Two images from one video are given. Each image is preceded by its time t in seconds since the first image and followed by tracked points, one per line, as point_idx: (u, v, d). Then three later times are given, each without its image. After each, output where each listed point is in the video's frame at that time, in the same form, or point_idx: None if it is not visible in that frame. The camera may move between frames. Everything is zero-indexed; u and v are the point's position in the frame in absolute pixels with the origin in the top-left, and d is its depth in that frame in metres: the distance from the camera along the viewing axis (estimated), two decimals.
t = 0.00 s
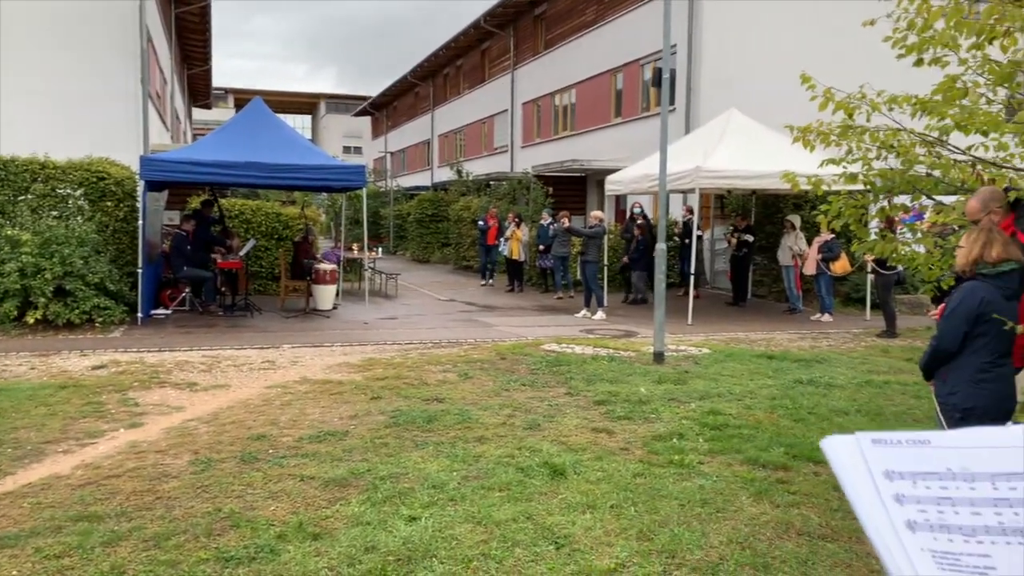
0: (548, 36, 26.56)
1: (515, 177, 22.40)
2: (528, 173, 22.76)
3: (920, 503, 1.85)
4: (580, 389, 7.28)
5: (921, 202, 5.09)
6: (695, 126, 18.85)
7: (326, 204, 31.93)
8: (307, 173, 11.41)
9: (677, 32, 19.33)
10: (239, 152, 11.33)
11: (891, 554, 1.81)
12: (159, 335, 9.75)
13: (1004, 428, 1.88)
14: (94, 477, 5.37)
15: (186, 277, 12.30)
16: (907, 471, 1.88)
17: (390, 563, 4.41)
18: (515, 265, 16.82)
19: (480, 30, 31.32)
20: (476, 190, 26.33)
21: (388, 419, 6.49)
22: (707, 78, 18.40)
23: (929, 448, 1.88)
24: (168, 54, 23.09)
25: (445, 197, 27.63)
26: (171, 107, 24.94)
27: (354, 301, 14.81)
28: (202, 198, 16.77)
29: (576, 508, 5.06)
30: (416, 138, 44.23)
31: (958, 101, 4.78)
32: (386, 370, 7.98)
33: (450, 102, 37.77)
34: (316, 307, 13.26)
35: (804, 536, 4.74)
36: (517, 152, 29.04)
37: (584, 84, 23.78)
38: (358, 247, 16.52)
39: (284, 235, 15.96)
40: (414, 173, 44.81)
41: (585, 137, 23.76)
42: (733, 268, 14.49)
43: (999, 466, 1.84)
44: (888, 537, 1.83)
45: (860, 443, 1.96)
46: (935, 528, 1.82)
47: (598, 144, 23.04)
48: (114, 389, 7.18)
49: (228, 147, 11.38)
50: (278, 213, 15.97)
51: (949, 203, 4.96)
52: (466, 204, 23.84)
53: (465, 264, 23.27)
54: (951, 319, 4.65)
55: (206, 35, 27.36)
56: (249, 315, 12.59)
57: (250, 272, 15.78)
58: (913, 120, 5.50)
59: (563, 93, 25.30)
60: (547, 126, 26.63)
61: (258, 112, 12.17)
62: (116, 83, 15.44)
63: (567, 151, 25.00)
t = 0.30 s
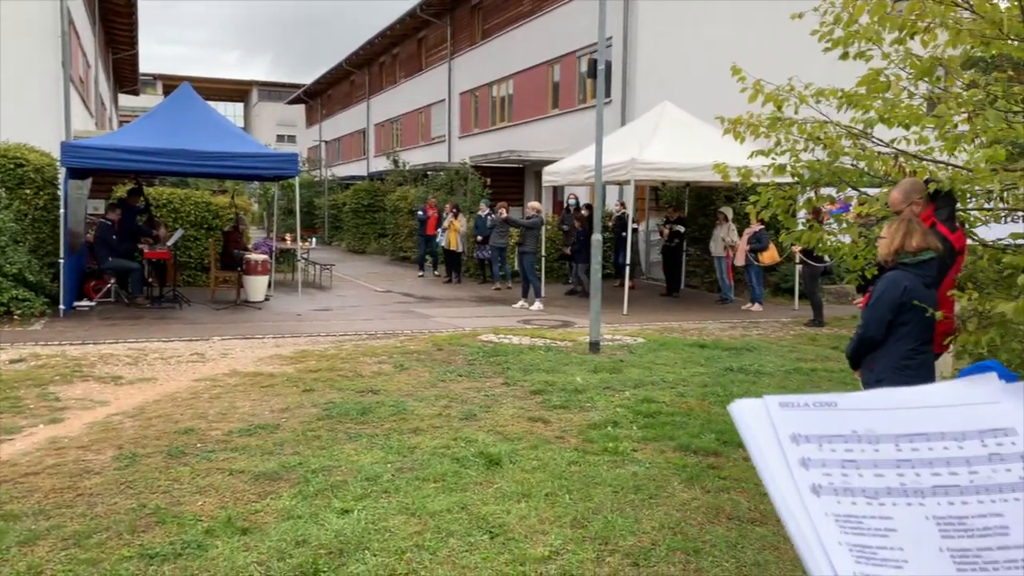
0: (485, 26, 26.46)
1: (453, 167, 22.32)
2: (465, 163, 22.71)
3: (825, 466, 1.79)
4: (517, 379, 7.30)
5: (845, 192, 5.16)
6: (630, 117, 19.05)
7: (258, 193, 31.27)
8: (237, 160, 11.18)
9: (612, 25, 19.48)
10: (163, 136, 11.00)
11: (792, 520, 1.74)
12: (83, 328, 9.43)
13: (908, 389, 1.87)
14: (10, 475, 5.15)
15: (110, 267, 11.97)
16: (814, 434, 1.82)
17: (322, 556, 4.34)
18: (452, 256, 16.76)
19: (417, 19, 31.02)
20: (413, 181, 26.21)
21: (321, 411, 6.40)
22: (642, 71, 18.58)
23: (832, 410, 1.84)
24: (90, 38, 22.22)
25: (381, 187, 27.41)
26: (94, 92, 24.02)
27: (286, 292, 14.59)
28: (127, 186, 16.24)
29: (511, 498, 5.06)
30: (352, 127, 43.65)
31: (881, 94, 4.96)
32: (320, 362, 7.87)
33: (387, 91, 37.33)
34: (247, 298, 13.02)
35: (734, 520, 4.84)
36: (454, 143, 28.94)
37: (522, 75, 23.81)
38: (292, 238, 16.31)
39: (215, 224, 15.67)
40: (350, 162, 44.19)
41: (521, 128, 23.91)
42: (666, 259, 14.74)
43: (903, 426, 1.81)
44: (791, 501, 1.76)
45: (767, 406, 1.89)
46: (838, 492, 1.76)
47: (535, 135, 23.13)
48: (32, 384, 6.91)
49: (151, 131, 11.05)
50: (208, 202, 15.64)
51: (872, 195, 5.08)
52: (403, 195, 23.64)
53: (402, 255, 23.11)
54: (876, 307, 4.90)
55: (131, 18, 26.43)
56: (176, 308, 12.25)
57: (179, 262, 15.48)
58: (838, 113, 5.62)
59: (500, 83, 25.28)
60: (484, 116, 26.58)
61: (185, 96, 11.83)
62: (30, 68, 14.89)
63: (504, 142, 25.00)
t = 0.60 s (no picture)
0: (436, 14, 26.29)
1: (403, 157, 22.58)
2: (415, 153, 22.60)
3: (752, 434, 1.66)
4: (467, 369, 7.29)
5: (790, 185, 5.41)
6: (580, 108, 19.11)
7: (204, 182, 30.65)
8: (181, 148, 10.94)
9: (563, 16, 19.49)
10: (104, 123, 10.74)
11: (718, 489, 1.62)
12: (19, 319, 9.15)
13: (837, 355, 1.77)
14: None
15: (49, 257, 11.72)
16: (743, 401, 1.69)
17: (266, 548, 4.26)
18: (403, 245, 16.69)
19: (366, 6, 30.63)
20: (362, 170, 26.06)
21: (266, 402, 6.30)
22: (593, 62, 18.63)
23: (760, 376, 1.72)
24: (26, 20, 21.46)
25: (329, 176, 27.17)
26: (31, 77, 23.22)
27: (232, 282, 14.38)
28: (65, 172, 15.77)
29: (459, 487, 5.05)
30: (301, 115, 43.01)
31: (824, 86, 5.00)
32: (265, 353, 7.75)
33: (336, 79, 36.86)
34: (191, 288, 12.85)
35: (680, 507, 4.89)
36: (405, 132, 28.76)
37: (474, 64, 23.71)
38: (238, 228, 16.12)
39: (157, 213, 15.37)
40: (298, 151, 43.57)
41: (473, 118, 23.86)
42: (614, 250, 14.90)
43: (832, 391, 1.71)
44: (717, 470, 1.63)
45: (695, 371, 1.74)
46: (765, 459, 1.65)
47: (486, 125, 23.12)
48: None
49: (92, 117, 10.79)
50: (150, 189, 15.32)
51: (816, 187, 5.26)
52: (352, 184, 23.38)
53: (351, 246, 22.95)
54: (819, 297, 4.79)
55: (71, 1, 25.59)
56: (117, 298, 12.00)
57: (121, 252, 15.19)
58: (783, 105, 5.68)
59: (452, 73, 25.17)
60: (435, 106, 26.44)
61: (125, 81, 11.57)
62: None
63: (455, 132, 24.90)
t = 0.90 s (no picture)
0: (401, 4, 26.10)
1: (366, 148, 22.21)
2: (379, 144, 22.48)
3: (699, 409, 1.59)
4: (431, 361, 7.26)
5: (751, 177, 5.36)
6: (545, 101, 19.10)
7: (163, 172, 30.15)
8: (139, 137, 10.79)
9: (527, 8, 19.46)
10: (58, 111, 10.51)
11: (664, 467, 1.53)
12: None
13: (785, 332, 1.72)
14: None
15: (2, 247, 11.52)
16: (691, 376, 1.62)
17: (223, 543, 4.20)
18: (366, 237, 16.62)
19: None
20: (325, 161, 25.90)
21: (226, 395, 6.23)
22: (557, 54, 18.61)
23: (708, 351, 1.66)
24: None
25: (291, 167, 26.90)
26: None
27: (191, 274, 14.20)
28: (17, 161, 15.40)
29: (421, 480, 5.02)
30: (263, 104, 42.43)
31: (785, 78, 4.98)
32: (225, 345, 7.66)
33: (299, 69, 36.42)
34: (150, 281, 12.69)
35: (640, 497, 4.91)
36: (369, 123, 28.59)
37: (439, 55, 23.60)
38: (197, 219, 15.92)
39: (115, 204, 15.16)
40: (260, 142, 43.07)
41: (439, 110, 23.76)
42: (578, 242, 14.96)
43: (779, 369, 1.67)
44: (662, 445, 1.55)
45: (642, 345, 1.66)
46: (711, 435, 1.57)
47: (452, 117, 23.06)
48: None
49: (46, 104, 10.54)
50: (107, 179, 15.16)
51: (776, 180, 5.25)
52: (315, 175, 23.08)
53: (314, 238, 22.79)
54: (780, 289, 4.74)
55: None
56: (73, 290, 11.80)
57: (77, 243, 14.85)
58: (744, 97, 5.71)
59: (416, 64, 25.05)
60: (400, 97, 26.30)
61: (79, 69, 11.35)
62: None
63: (420, 124, 24.78)
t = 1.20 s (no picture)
0: None
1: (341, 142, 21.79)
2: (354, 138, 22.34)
3: (664, 412, 1.57)
4: (405, 357, 7.25)
5: (724, 173, 5.47)
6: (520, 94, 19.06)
7: (135, 166, 29.76)
8: (109, 132, 10.67)
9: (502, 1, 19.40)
10: (24, 104, 10.33)
11: (628, 471, 1.50)
12: None
13: (752, 335, 1.71)
14: None
15: None
16: (658, 378, 1.61)
17: (193, 543, 4.16)
18: (341, 232, 16.53)
19: None
20: (300, 155, 25.70)
21: (197, 393, 6.18)
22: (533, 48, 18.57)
23: (675, 353, 1.65)
24: None
25: (266, 161, 26.66)
26: None
27: (164, 270, 14.05)
28: None
29: (394, 477, 5.00)
30: (236, 98, 42.02)
31: (756, 75, 5.01)
32: (197, 343, 7.60)
33: (272, 61, 36.06)
34: (120, 277, 12.59)
35: (614, 492, 4.93)
36: (344, 117, 28.40)
37: (414, 48, 23.47)
38: (169, 214, 15.76)
39: (85, 199, 15.02)
40: (233, 135, 42.62)
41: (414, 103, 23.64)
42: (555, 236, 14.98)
43: (746, 371, 1.66)
44: (627, 449, 1.52)
45: (610, 347, 1.64)
46: (676, 439, 1.54)
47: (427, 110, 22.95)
48: None
49: (11, 98, 10.35)
50: (77, 174, 14.98)
51: (748, 175, 5.34)
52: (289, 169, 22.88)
53: (289, 232, 22.61)
54: (749, 285, 4.73)
55: None
56: (42, 287, 11.64)
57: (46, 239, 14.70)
58: (717, 93, 5.71)
59: (391, 57, 24.90)
60: (375, 90, 26.14)
61: (48, 62, 11.17)
62: None
63: (396, 117, 24.65)
